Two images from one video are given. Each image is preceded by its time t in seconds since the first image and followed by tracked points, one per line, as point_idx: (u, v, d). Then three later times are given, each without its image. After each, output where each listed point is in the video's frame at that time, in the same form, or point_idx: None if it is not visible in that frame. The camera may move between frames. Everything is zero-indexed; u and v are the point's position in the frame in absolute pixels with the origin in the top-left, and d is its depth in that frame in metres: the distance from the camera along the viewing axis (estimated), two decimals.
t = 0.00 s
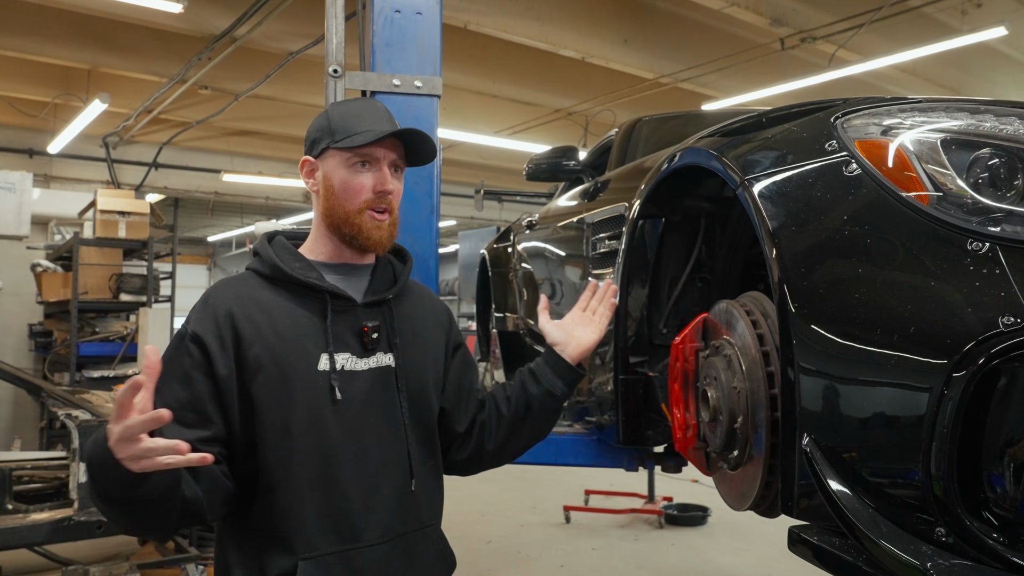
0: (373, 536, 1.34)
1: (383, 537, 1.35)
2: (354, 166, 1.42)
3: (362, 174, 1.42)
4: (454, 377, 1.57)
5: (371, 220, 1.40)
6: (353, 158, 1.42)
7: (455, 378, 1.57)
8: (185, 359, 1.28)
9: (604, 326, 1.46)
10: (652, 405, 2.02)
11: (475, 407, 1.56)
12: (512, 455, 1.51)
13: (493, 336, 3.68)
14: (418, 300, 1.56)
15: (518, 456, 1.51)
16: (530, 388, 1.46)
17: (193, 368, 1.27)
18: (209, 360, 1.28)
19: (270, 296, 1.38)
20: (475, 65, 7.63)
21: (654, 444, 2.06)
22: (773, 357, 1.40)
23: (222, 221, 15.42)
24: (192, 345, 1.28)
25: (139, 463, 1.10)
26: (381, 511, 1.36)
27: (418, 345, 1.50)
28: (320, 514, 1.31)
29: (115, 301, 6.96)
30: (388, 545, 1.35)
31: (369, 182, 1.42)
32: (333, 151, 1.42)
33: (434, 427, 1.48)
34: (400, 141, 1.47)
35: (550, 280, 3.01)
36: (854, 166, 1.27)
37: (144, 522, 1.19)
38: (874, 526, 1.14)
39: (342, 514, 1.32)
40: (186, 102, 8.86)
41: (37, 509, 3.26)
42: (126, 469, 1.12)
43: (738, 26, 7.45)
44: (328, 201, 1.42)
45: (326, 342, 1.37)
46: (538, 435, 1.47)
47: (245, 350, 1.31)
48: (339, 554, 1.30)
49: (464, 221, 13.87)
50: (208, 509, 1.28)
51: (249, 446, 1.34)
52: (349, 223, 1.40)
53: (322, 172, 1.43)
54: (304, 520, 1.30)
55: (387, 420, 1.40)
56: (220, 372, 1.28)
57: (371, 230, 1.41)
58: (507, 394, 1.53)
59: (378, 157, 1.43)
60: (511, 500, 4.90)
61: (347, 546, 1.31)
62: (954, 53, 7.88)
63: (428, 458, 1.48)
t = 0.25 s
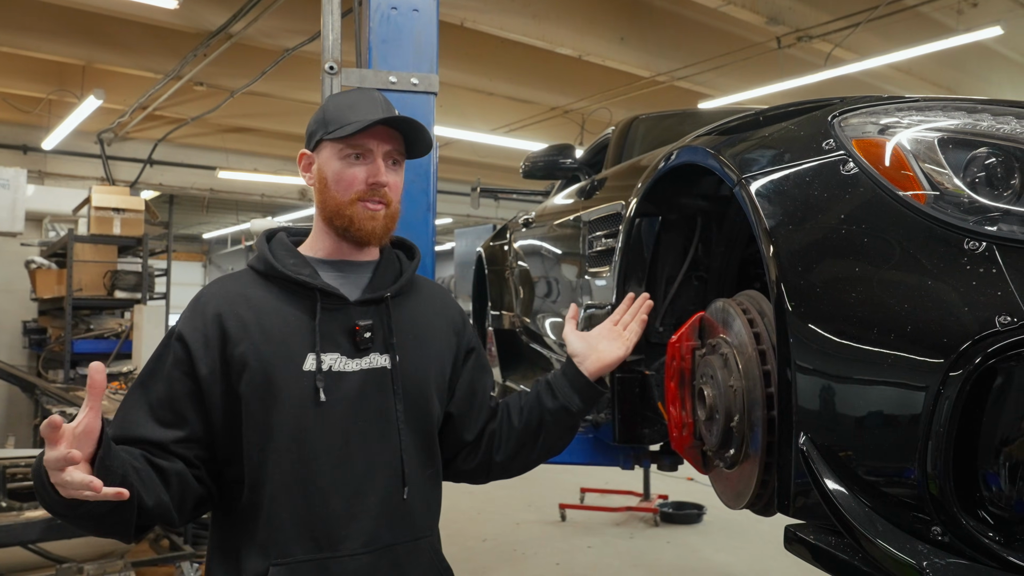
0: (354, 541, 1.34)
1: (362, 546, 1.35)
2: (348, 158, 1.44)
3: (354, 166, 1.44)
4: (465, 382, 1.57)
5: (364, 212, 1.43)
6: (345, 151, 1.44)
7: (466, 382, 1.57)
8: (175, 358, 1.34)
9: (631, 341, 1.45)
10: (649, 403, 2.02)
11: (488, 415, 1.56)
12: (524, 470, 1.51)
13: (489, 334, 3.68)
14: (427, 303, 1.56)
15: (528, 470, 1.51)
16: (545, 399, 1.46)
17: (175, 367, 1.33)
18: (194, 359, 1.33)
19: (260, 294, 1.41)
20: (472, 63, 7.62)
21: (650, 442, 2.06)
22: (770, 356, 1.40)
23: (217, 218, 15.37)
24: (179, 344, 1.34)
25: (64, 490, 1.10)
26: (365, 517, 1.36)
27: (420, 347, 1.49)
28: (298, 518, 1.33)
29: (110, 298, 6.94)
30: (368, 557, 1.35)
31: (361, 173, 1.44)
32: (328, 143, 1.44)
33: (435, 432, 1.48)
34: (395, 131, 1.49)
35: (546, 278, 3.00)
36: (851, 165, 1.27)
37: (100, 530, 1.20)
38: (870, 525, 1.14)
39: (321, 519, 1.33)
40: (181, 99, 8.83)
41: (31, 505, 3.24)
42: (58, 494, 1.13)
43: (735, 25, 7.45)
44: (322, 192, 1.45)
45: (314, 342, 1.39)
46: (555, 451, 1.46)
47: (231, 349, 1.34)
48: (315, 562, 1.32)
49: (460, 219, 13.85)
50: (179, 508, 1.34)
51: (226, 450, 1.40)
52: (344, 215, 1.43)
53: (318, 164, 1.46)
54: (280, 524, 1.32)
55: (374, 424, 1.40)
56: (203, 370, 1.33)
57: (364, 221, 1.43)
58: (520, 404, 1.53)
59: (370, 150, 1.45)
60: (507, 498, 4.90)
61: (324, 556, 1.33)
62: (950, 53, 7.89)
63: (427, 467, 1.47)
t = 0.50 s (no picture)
0: (344, 550, 1.33)
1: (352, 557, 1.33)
2: (323, 147, 1.43)
3: (328, 153, 1.43)
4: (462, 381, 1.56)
5: (341, 199, 1.41)
6: (318, 138, 1.43)
7: (464, 380, 1.56)
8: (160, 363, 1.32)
9: (638, 336, 1.41)
10: (646, 402, 2.02)
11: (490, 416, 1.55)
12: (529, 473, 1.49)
13: (486, 333, 3.68)
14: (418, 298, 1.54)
15: (532, 472, 1.49)
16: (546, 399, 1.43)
17: (161, 371, 1.32)
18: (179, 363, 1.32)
19: (243, 291, 1.40)
20: (469, 62, 7.62)
21: (647, 440, 2.05)
22: (767, 355, 1.40)
23: (213, 217, 15.34)
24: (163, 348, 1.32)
25: (62, 504, 1.09)
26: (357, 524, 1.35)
27: (414, 346, 1.47)
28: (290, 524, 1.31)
29: (106, 297, 6.92)
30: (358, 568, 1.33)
31: (336, 160, 1.43)
32: (302, 132, 1.44)
33: (432, 434, 1.46)
34: (369, 114, 1.48)
35: (543, 277, 3.00)
36: (849, 164, 1.27)
37: (99, 550, 1.19)
38: (868, 524, 1.14)
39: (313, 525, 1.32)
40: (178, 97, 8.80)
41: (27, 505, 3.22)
42: (53, 508, 1.11)
43: (732, 24, 7.46)
44: (298, 183, 1.45)
45: (300, 342, 1.38)
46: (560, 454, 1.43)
47: (214, 351, 1.33)
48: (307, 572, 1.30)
49: (457, 218, 13.84)
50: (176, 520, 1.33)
51: (215, 457, 1.39)
52: (323, 206, 1.42)
53: (295, 156, 1.45)
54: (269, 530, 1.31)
55: (365, 425, 1.39)
56: (189, 374, 1.32)
57: (342, 210, 1.42)
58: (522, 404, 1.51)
59: (344, 135, 1.44)
60: (504, 497, 4.90)
61: (317, 564, 1.31)
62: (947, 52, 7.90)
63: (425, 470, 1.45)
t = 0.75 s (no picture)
0: (328, 565, 1.28)
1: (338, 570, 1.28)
2: (298, 137, 1.40)
3: (303, 144, 1.40)
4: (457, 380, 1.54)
5: (321, 190, 1.38)
6: (292, 129, 1.40)
7: (457, 378, 1.55)
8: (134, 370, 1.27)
9: (640, 333, 1.38)
10: (645, 401, 2.01)
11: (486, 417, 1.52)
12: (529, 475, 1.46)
13: (484, 331, 3.67)
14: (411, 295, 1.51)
15: (530, 476, 1.46)
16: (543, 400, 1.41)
17: (138, 377, 1.27)
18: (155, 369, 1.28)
19: (222, 292, 1.36)
20: (467, 60, 7.61)
21: (646, 439, 2.04)
22: (766, 354, 1.40)
23: (211, 215, 15.32)
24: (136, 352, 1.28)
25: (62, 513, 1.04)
26: (347, 536, 1.30)
27: (406, 346, 1.44)
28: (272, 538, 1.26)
29: (103, 296, 6.90)
30: None
31: (311, 149, 1.39)
32: (275, 124, 1.41)
33: (426, 438, 1.42)
34: (343, 101, 1.44)
35: (541, 275, 3.00)
36: (848, 162, 1.27)
37: (82, 568, 1.14)
38: (867, 523, 1.14)
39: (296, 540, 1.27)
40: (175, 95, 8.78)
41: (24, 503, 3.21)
42: (43, 517, 1.07)
43: (730, 22, 7.46)
44: (274, 176, 1.41)
45: (283, 346, 1.33)
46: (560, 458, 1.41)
47: (192, 355, 1.29)
48: None
49: (455, 216, 13.84)
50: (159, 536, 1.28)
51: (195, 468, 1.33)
52: (302, 199, 1.39)
53: (270, 149, 1.42)
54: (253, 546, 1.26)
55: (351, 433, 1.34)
56: (166, 379, 1.28)
57: (321, 202, 1.38)
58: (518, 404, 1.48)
59: (317, 124, 1.40)
60: (502, 495, 4.90)
61: None
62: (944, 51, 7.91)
63: (418, 478, 1.41)
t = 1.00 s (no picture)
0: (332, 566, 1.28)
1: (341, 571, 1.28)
2: (293, 127, 1.39)
3: (300, 132, 1.39)
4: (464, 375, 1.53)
5: (318, 180, 1.37)
6: (289, 118, 1.39)
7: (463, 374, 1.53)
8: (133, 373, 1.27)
9: (651, 329, 1.34)
10: (647, 399, 2.02)
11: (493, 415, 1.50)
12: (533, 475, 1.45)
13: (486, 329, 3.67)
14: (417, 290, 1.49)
15: (536, 472, 1.44)
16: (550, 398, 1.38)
17: (139, 379, 1.27)
18: (155, 370, 1.27)
19: (220, 289, 1.36)
20: (469, 58, 7.61)
21: (648, 437, 2.04)
22: (769, 352, 1.40)
23: (212, 213, 15.33)
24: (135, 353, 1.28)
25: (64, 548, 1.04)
26: (351, 538, 1.29)
27: (412, 343, 1.42)
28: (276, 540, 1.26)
29: (105, 293, 6.90)
30: None
31: (309, 138, 1.38)
32: (270, 114, 1.40)
33: (432, 436, 1.41)
34: (339, 86, 1.43)
35: (543, 273, 3.00)
36: (853, 160, 1.26)
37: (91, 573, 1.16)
38: (871, 521, 1.13)
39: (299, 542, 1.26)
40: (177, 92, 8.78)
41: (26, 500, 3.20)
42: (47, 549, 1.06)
43: (732, 21, 7.45)
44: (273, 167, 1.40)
45: (285, 345, 1.32)
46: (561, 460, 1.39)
47: (192, 355, 1.29)
48: None
49: (456, 214, 13.84)
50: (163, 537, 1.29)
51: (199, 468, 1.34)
52: (300, 189, 1.37)
53: (267, 140, 1.41)
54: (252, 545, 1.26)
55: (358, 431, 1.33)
56: (167, 381, 1.27)
57: (317, 191, 1.37)
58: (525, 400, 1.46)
59: (315, 112, 1.39)
60: (504, 493, 4.90)
61: None
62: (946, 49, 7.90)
63: (424, 477, 1.40)
